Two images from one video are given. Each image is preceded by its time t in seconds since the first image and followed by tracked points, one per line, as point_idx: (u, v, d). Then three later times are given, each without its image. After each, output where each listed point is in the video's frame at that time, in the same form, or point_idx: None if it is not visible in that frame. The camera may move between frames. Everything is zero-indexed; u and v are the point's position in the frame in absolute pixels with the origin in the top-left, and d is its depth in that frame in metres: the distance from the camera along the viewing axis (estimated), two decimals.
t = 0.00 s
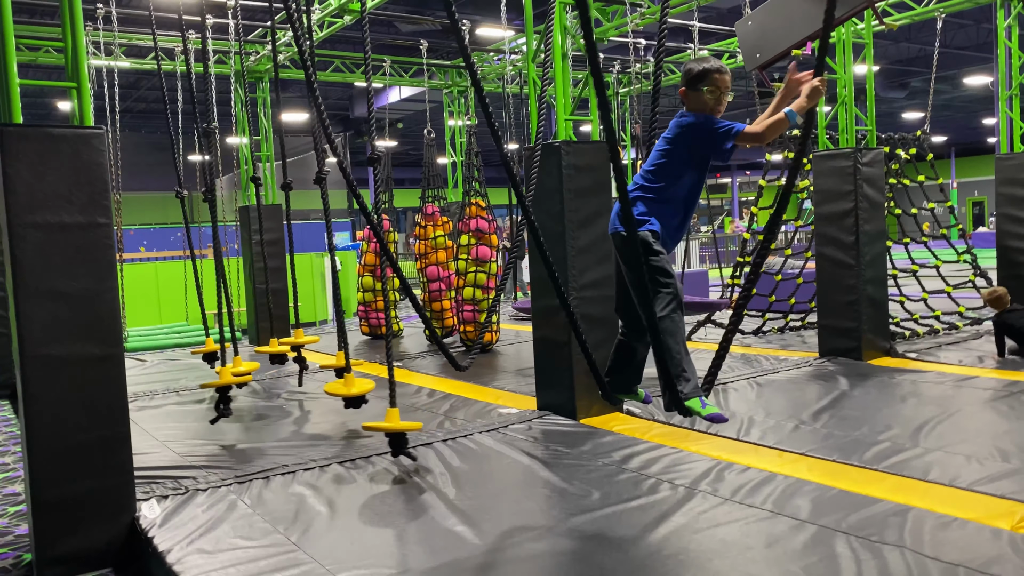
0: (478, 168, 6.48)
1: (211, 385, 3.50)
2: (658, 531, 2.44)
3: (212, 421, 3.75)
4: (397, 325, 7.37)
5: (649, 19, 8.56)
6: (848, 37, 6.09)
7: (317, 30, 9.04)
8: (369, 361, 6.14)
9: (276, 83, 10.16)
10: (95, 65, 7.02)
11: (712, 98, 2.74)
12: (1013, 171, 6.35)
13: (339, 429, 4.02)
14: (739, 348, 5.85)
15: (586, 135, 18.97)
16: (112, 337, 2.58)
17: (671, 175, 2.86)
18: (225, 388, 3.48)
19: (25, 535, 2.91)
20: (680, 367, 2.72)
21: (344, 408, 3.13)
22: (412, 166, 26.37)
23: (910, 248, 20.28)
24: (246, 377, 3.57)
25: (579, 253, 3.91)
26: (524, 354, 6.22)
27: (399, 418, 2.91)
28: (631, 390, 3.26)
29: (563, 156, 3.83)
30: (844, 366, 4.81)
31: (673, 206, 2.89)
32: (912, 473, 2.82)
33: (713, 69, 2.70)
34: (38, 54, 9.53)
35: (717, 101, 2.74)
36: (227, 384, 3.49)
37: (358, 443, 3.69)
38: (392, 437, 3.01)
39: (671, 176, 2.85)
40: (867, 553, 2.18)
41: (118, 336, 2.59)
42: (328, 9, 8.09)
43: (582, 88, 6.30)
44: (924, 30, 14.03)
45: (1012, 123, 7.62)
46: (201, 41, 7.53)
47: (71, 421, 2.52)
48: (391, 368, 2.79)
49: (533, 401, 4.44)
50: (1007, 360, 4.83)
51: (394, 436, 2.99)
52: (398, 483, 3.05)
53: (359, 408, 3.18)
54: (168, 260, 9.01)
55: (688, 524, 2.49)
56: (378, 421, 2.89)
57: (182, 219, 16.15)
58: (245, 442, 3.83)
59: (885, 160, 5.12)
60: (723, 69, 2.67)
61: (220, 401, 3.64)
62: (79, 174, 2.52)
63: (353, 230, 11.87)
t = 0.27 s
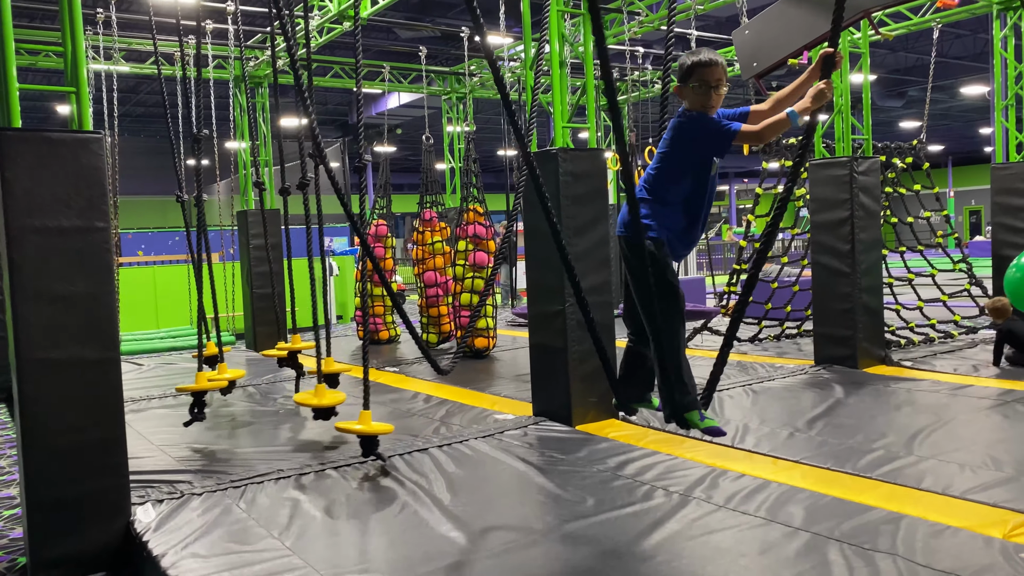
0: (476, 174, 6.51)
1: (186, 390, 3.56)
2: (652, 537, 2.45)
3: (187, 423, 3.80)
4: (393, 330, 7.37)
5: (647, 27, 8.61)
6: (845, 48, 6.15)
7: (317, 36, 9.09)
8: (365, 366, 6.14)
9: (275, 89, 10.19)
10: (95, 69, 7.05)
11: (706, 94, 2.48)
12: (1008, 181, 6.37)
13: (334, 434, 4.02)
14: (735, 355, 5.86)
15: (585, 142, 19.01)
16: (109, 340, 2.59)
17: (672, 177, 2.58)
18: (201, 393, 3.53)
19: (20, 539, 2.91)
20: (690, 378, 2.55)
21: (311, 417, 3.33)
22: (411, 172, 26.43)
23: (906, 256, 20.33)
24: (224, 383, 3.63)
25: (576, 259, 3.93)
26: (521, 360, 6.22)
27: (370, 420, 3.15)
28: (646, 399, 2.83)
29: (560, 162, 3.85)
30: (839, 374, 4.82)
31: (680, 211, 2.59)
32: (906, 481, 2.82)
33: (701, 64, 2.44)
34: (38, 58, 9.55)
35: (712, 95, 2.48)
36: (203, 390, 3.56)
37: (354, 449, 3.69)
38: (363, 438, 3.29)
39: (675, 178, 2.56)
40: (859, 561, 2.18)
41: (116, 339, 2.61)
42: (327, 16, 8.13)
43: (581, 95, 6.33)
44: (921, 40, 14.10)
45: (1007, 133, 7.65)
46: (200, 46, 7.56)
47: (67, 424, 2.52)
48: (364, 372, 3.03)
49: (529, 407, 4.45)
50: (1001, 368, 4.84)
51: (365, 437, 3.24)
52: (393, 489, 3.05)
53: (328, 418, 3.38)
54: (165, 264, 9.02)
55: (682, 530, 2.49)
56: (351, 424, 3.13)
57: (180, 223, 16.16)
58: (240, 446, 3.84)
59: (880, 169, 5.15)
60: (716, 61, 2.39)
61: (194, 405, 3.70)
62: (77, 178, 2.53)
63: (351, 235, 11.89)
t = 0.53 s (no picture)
0: (471, 181, 6.52)
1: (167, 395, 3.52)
2: (645, 545, 2.45)
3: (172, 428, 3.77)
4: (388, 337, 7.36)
5: (640, 34, 8.64)
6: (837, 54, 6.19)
7: (310, 44, 9.10)
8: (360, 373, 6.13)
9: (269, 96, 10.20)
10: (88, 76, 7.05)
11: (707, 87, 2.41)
12: (1000, 187, 6.39)
13: (328, 442, 4.01)
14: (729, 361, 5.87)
15: (580, 149, 19.05)
16: (102, 350, 2.59)
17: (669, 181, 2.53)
18: (183, 398, 3.49)
19: (11, 549, 2.90)
20: (691, 388, 2.59)
21: (276, 432, 3.20)
22: (406, 178, 26.43)
23: (900, 262, 20.40)
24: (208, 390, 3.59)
25: (570, 267, 3.93)
26: (515, 367, 6.22)
27: (347, 422, 3.12)
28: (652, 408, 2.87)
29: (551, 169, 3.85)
30: (833, 380, 4.83)
31: (687, 217, 2.56)
32: (898, 488, 2.83)
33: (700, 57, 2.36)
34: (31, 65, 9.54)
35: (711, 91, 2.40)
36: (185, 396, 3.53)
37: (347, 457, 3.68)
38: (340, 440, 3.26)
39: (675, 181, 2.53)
40: (852, 568, 2.18)
41: (108, 348, 2.60)
42: (321, 23, 8.15)
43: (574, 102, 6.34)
44: (913, 46, 14.18)
45: (999, 139, 7.69)
46: (195, 53, 7.58)
47: (59, 434, 2.51)
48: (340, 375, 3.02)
49: (522, 415, 4.45)
50: (994, 374, 4.86)
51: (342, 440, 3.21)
52: (386, 498, 3.05)
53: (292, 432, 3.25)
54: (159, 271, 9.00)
55: (675, 538, 2.49)
56: (327, 425, 3.11)
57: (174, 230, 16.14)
58: (233, 455, 3.83)
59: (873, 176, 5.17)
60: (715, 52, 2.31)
61: (176, 410, 3.67)
62: (70, 187, 2.53)
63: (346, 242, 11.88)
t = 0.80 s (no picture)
0: (466, 185, 6.51)
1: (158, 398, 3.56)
2: (642, 550, 2.43)
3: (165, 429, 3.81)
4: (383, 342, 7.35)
5: (634, 37, 8.65)
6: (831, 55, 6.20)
7: (304, 49, 9.10)
8: (355, 378, 6.12)
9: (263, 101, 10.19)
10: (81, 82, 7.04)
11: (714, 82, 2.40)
12: (995, 188, 6.41)
13: (323, 448, 3.99)
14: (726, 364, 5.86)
15: (575, 151, 19.07)
16: (95, 356, 2.57)
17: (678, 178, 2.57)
18: (174, 402, 3.52)
19: (4, 558, 2.87)
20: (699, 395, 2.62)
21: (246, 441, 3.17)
22: (402, 182, 26.41)
23: (896, 263, 20.44)
24: (200, 394, 3.61)
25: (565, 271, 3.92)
26: (511, 371, 6.21)
27: (336, 422, 3.09)
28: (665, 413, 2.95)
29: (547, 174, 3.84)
30: (829, 382, 4.83)
31: (696, 213, 2.59)
32: (895, 490, 2.82)
33: (710, 50, 2.35)
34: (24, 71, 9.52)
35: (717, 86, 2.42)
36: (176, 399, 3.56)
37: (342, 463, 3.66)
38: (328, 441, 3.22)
39: (684, 180, 2.55)
40: (849, 571, 2.17)
41: (101, 354, 2.58)
42: (315, 27, 8.15)
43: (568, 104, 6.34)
44: (907, 48, 14.22)
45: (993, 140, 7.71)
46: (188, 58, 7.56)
47: (52, 442, 2.49)
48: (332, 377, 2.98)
49: (519, 419, 4.44)
50: (990, 375, 4.86)
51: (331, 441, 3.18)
52: (382, 504, 3.03)
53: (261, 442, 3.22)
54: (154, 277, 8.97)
55: (672, 542, 2.48)
56: (316, 426, 3.08)
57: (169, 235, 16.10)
58: (228, 461, 3.81)
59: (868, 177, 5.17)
60: (725, 46, 2.29)
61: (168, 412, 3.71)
62: (62, 193, 2.51)
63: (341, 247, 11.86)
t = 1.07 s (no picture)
0: (462, 185, 6.50)
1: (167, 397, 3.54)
2: (640, 550, 2.43)
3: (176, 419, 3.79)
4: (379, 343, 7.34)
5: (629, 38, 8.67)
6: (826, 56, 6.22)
7: (299, 50, 9.09)
8: (352, 380, 6.10)
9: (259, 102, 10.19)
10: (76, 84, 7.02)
11: (715, 80, 2.40)
12: (990, 188, 6.43)
13: (320, 450, 3.98)
14: (722, 364, 5.87)
15: (570, 152, 19.08)
16: (90, 359, 2.55)
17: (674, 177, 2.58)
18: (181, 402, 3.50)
19: None
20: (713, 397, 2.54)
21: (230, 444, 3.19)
22: (398, 183, 26.41)
23: (891, 263, 20.49)
24: (205, 392, 3.59)
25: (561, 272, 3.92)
26: (508, 372, 6.21)
27: (337, 422, 3.07)
28: (664, 417, 2.96)
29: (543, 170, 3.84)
30: (826, 381, 4.83)
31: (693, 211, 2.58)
32: (892, 489, 2.82)
33: (714, 47, 2.34)
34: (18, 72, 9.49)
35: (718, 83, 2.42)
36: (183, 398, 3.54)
37: (339, 464, 3.66)
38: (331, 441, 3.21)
39: (680, 179, 2.55)
40: (847, 571, 2.17)
41: (96, 357, 2.56)
42: (310, 29, 8.15)
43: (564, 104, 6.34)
44: (901, 48, 14.27)
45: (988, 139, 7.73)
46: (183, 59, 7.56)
47: (47, 446, 2.48)
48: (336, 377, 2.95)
49: (515, 420, 4.44)
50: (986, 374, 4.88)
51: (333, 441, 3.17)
52: (379, 506, 3.02)
53: (247, 446, 3.24)
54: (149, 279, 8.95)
55: (670, 543, 2.48)
56: (317, 427, 3.06)
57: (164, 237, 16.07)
58: (225, 463, 3.80)
59: (863, 177, 5.18)
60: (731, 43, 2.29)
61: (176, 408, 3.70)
62: (57, 195, 2.50)
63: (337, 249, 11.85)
